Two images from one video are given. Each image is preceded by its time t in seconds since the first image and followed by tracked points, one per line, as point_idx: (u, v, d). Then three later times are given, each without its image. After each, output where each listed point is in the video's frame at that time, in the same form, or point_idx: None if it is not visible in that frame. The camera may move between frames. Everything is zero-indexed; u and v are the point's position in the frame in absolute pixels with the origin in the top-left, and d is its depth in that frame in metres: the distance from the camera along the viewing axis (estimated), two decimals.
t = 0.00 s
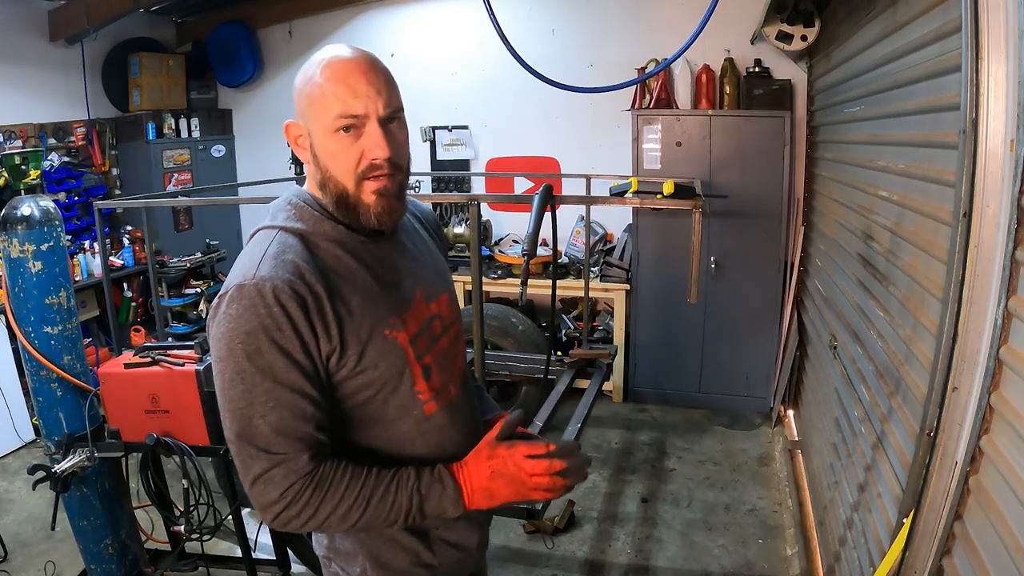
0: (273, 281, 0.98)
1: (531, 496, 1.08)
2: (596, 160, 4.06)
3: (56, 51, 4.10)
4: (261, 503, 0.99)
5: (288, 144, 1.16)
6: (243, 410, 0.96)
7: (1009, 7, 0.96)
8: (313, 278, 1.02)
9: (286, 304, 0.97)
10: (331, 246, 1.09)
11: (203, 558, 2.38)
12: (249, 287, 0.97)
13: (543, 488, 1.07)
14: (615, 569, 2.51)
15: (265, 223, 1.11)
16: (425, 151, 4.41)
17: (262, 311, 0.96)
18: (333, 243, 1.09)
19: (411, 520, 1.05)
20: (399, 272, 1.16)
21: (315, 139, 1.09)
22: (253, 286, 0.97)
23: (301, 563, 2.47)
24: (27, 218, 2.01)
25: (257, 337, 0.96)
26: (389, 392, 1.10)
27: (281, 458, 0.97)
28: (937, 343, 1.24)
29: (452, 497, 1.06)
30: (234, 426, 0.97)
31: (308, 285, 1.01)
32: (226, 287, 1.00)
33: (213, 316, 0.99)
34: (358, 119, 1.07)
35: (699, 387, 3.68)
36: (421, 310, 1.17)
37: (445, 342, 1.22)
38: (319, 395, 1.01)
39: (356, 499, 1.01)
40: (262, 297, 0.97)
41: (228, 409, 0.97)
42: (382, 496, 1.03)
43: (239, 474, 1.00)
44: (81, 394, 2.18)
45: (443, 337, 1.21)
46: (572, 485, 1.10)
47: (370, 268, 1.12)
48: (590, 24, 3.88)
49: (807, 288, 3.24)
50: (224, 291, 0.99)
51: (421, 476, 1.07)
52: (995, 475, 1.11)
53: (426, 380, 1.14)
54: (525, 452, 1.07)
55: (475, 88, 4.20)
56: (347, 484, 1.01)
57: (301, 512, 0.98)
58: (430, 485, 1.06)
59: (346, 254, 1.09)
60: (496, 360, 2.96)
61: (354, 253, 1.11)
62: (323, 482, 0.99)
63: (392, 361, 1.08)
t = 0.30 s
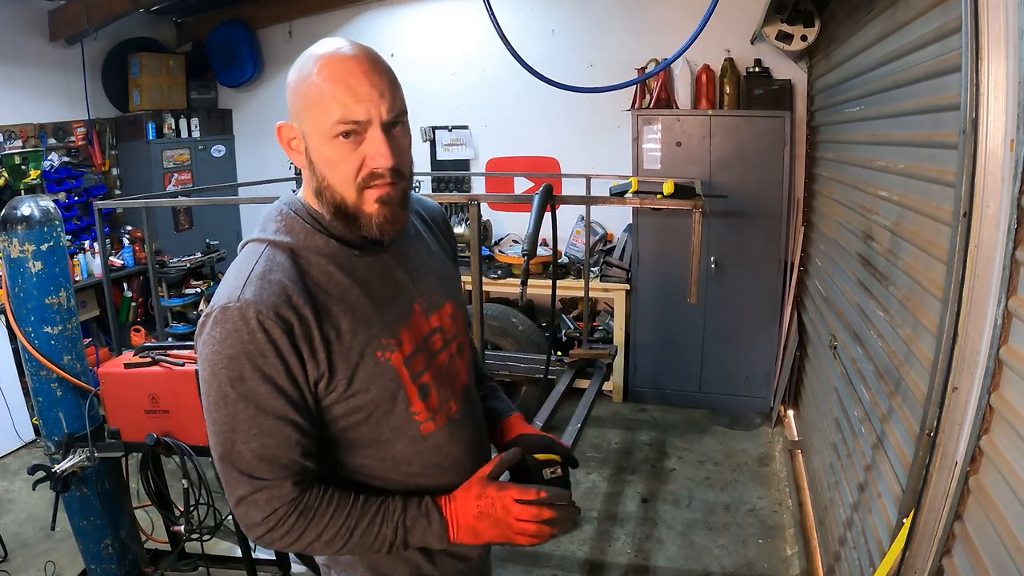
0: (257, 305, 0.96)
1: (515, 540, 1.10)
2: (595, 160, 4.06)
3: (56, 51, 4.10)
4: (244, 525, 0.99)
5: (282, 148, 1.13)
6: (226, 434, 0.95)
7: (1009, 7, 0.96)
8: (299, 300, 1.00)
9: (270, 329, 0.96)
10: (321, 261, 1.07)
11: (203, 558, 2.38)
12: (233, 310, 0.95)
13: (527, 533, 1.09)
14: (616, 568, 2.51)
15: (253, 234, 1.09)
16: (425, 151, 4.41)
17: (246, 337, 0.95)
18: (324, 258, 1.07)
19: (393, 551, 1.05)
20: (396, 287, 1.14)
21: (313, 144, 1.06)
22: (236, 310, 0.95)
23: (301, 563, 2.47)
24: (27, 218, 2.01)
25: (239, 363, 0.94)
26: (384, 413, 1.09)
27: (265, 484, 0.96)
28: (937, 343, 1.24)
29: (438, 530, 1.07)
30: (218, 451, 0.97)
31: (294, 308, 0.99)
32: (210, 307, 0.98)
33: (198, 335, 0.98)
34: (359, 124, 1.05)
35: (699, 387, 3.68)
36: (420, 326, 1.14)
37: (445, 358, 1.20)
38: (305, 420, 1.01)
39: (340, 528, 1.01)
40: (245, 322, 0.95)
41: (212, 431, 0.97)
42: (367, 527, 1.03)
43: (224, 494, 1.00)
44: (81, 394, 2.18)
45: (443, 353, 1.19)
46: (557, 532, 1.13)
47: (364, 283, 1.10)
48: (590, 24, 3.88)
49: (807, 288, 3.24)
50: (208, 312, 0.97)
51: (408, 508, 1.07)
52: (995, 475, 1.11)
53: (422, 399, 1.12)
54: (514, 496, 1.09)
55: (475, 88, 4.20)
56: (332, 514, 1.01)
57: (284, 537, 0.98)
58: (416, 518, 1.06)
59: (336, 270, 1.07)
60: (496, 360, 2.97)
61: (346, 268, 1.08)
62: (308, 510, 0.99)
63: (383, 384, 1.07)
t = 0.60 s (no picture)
0: (245, 318, 0.92)
1: (515, 494, 1.00)
2: (595, 160, 4.06)
3: (56, 51, 4.10)
4: (233, 550, 0.96)
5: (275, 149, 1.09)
6: (210, 455, 0.92)
7: (1009, 7, 0.96)
8: (290, 312, 0.97)
9: (258, 343, 0.92)
10: (316, 269, 1.03)
11: (203, 558, 2.38)
12: (220, 323, 0.92)
13: (524, 483, 0.99)
14: (616, 568, 2.51)
15: (245, 241, 1.06)
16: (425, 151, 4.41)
17: (233, 351, 0.91)
18: (319, 265, 1.04)
19: (389, 538, 1.01)
20: (397, 295, 1.11)
21: (313, 141, 1.02)
22: (223, 322, 0.92)
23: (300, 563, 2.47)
24: (27, 218, 2.01)
25: (226, 379, 0.91)
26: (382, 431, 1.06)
27: (248, 506, 0.93)
28: (937, 343, 1.23)
29: (428, 505, 1.00)
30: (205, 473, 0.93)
31: (285, 320, 0.96)
32: (196, 319, 0.94)
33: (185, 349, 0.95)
34: (362, 117, 1.02)
35: (699, 387, 3.68)
36: (420, 339, 1.11)
37: (448, 372, 1.16)
38: (295, 439, 0.97)
39: (327, 532, 0.97)
40: (233, 336, 0.91)
41: (199, 452, 0.93)
42: (353, 522, 0.99)
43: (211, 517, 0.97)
44: (81, 394, 2.18)
45: (445, 366, 1.15)
46: (558, 470, 1.03)
47: (361, 290, 1.06)
48: (590, 24, 3.88)
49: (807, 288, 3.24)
50: (195, 323, 0.94)
51: (393, 490, 1.01)
52: (995, 475, 1.11)
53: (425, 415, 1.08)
54: (498, 445, 0.98)
55: (475, 88, 4.20)
56: (316, 521, 0.97)
57: (273, 556, 0.94)
58: (402, 499, 1.01)
59: (332, 278, 1.04)
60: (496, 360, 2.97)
61: (343, 275, 1.05)
62: (291, 523, 0.94)
63: (382, 401, 1.04)
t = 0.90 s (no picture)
0: (245, 326, 0.86)
1: None
2: (594, 160, 4.06)
3: (56, 51, 4.10)
4: None
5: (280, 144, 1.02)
6: (209, 475, 0.86)
7: (1009, 7, 0.96)
8: (293, 317, 0.91)
9: (260, 353, 0.86)
10: (316, 275, 0.98)
11: (204, 558, 2.38)
12: (218, 331, 0.85)
13: None
14: (616, 568, 2.51)
15: (238, 246, 1.00)
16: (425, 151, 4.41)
17: (233, 362, 0.85)
18: (319, 271, 0.98)
19: None
20: (399, 302, 1.07)
21: (330, 138, 0.97)
22: (221, 330, 0.85)
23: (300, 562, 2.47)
24: (27, 218, 2.01)
25: (225, 393, 0.84)
26: (389, 443, 1.00)
27: (252, 532, 0.86)
28: (937, 343, 1.23)
29: (452, 573, 0.98)
30: (200, 494, 0.87)
31: (287, 327, 0.90)
32: (190, 327, 0.88)
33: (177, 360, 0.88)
34: (383, 115, 0.98)
35: (699, 387, 3.68)
36: (423, 347, 1.08)
37: (451, 381, 1.13)
38: (296, 451, 0.90)
39: None
40: (232, 345, 0.85)
41: (193, 472, 0.87)
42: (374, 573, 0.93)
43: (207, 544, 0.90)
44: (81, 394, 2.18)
45: (448, 375, 1.12)
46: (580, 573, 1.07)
47: (363, 298, 1.01)
48: (590, 24, 3.88)
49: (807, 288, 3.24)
50: (188, 332, 0.87)
51: (418, 551, 0.98)
52: (995, 475, 1.11)
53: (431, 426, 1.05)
54: (542, 543, 1.03)
55: (475, 88, 4.20)
56: (333, 565, 0.91)
57: None
58: (427, 562, 0.97)
59: (333, 284, 0.99)
60: (495, 360, 2.97)
61: (344, 280, 1.00)
62: (304, 561, 0.88)
63: (387, 412, 0.98)
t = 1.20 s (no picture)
0: (264, 345, 0.84)
1: None
2: (594, 159, 4.06)
3: (56, 51, 4.10)
4: None
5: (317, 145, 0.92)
6: (227, 503, 0.84)
7: (1009, 6, 0.96)
8: (308, 331, 0.89)
9: (281, 373, 0.84)
10: (327, 285, 0.94)
11: (203, 558, 2.38)
12: (232, 351, 0.83)
13: None
14: (616, 568, 2.51)
15: (232, 255, 0.94)
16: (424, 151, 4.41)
17: (251, 384, 0.83)
18: (329, 281, 0.94)
19: None
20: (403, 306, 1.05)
21: (395, 143, 0.92)
22: (237, 350, 0.83)
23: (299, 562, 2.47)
24: (27, 218, 2.01)
25: (243, 417, 0.83)
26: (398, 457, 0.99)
27: (276, 557, 0.85)
28: (937, 343, 1.23)
29: None
30: (218, 521, 0.85)
31: (303, 342, 0.88)
32: (198, 348, 0.84)
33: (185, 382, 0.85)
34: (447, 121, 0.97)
35: (699, 387, 3.68)
36: (426, 353, 1.05)
37: (452, 387, 1.11)
38: (312, 468, 0.88)
39: None
40: (250, 367, 0.83)
41: (210, 499, 0.85)
42: None
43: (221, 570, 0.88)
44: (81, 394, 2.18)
45: (450, 381, 1.11)
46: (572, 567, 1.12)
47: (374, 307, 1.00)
48: (590, 25, 3.88)
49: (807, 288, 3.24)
50: (197, 354, 0.84)
51: (432, 558, 0.98)
52: (995, 475, 1.11)
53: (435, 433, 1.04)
54: (541, 535, 1.07)
55: (476, 88, 4.20)
56: None
57: None
58: (442, 567, 0.98)
59: (343, 293, 0.96)
60: (495, 360, 2.97)
61: (356, 288, 0.98)
62: None
63: (399, 425, 0.98)
